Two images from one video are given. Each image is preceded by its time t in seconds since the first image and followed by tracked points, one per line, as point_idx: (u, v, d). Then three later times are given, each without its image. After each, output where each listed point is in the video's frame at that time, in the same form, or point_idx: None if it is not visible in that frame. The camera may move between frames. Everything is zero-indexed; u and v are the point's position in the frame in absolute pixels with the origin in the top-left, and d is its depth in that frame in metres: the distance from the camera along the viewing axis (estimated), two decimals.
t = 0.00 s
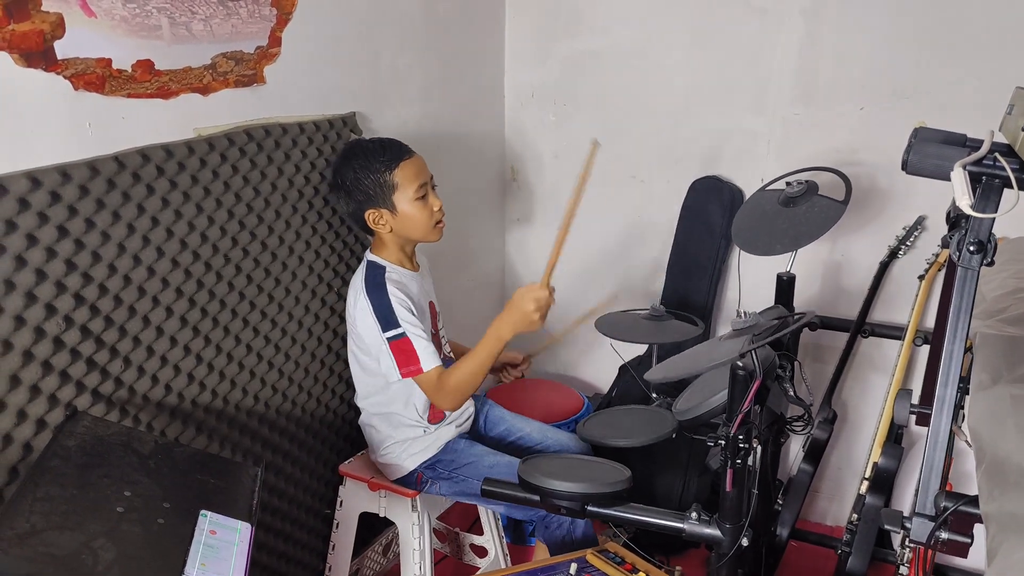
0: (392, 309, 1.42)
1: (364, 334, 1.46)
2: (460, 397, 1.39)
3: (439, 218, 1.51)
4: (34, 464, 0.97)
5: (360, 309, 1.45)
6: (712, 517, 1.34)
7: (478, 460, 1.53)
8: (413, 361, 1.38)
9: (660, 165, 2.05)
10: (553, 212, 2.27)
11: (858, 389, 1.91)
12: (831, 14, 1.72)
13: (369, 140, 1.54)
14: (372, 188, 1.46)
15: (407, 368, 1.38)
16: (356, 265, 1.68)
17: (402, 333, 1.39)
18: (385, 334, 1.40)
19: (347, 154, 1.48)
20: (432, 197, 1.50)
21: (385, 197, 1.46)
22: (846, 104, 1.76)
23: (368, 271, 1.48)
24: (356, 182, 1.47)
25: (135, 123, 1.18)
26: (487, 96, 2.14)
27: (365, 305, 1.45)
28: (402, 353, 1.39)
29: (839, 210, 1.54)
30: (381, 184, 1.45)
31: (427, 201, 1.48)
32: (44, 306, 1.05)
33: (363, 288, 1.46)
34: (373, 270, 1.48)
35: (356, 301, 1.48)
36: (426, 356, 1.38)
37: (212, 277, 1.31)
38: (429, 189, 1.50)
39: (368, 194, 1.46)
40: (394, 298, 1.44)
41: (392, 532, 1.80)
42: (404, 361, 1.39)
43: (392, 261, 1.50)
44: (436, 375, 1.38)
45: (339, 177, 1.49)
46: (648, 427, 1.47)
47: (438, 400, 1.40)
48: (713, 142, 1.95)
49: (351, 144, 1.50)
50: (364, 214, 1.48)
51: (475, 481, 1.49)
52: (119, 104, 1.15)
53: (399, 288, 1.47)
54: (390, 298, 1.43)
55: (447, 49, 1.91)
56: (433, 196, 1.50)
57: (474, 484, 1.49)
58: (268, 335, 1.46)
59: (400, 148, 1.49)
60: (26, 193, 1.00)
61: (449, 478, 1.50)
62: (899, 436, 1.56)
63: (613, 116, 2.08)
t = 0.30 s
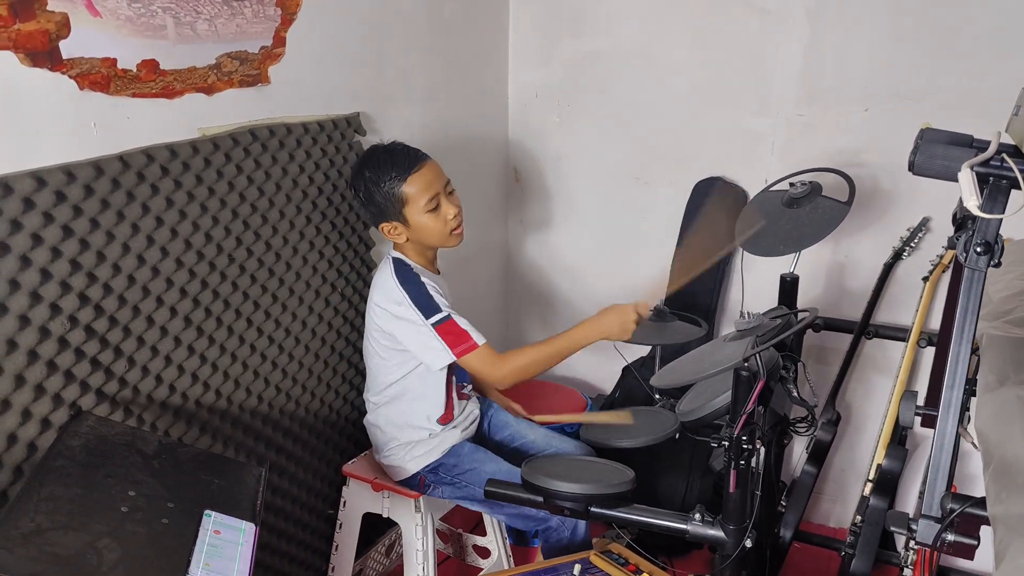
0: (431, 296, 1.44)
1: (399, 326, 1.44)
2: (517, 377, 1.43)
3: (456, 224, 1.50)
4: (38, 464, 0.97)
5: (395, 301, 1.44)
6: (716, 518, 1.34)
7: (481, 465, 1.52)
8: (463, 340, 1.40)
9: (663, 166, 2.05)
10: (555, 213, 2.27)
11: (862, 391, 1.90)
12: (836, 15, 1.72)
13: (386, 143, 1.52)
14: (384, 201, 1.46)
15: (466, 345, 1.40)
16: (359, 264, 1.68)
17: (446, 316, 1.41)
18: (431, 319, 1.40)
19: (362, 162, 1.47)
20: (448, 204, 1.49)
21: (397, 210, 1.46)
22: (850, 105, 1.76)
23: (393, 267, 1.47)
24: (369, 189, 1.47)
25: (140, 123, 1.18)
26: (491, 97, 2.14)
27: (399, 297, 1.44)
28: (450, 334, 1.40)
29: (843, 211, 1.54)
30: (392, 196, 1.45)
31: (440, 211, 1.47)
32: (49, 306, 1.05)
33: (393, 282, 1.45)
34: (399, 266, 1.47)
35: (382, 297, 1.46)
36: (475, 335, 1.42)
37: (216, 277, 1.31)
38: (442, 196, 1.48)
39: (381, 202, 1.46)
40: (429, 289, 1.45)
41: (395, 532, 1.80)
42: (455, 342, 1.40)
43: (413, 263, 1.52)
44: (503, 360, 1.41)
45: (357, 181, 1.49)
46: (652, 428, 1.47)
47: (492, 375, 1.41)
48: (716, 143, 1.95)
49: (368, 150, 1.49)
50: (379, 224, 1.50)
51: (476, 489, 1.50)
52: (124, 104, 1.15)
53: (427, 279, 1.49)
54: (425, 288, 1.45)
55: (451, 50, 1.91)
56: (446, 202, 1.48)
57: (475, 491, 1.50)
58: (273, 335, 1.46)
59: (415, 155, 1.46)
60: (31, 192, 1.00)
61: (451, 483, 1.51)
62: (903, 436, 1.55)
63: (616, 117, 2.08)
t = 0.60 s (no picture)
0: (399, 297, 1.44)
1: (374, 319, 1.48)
2: (422, 404, 1.41)
3: (462, 224, 1.49)
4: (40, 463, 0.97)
5: (372, 294, 1.48)
6: (718, 518, 1.34)
7: (481, 448, 1.52)
8: (400, 352, 1.40)
9: (666, 165, 2.05)
10: (558, 212, 2.27)
11: (864, 391, 1.90)
12: (839, 14, 1.72)
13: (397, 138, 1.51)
14: (391, 193, 1.46)
15: (391, 357, 1.40)
16: (362, 263, 1.68)
17: (398, 323, 1.41)
18: (384, 319, 1.42)
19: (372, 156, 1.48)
20: (454, 201, 1.48)
21: (404, 204, 1.46)
22: (854, 105, 1.76)
23: (388, 261, 1.50)
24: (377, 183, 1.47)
25: (143, 121, 1.18)
26: (494, 97, 2.14)
27: (377, 291, 1.47)
28: (392, 341, 1.40)
29: (846, 211, 1.54)
30: (399, 189, 1.45)
31: (447, 207, 1.46)
32: (51, 304, 1.05)
33: (379, 275, 1.48)
34: (395, 260, 1.49)
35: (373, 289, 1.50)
36: (414, 351, 1.40)
37: (218, 275, 1.31)
38: (450, 193, 1.48)
39: (388, 196, 1.46)
40: (405, 290, 1.45)
41: (397, 531, 1.80)
42: (393, 349, 1.40)
43: (415, 259, 1.51)
44: (402, 373, 1.40)
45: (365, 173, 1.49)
46: (653, 426, 1.46)
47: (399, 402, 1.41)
48: (719, 143, 1.95)
49: (378, 146, 1.49)
50: (385, 216, 1.50)
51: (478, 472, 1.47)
52: (126, 102, 1.15)
53: (413, 282, 1.48)
54: (400, 288, 1.44)
55: (454, 49, 1.91)
56: (454, 200, 1.48)
57: (478, 475, 1.47)
58: (274, 334, 1.46)
59: (425, 150, 1.46)
60: (34, 191, 1.00)
61: (452, 470, 1.49)
62: (905, 438, 1.57)
63: (619, 116, 2.07)
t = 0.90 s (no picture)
0: (400, 295, 1.44)
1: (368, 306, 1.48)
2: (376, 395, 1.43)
3: (467, 216, 1.49)
4: (43, 461, 0.97)
5: (377, 281, 1.48)
6: (719, 518, 1.34)
7: (487, 452, 1.51)
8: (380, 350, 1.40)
9: (667, 165, 2.05)
10: (559, 212, 2.27)
11: (865, 391, 1.90)
12: (840, 14, 1.72)
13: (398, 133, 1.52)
14: (393, 188, 1.46)
15: (368, 352, 1.40)
16: (364, 262, 1.68)
17: (388, 321, 1.41)
18: (376, 313, 1.42)
19: (373, 151, 1.48)
20: (456, 195, 1.47)
21: (405, 199, 1.46)
22: (856, 105, 1.75)
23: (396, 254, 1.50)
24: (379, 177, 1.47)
25: (145, 121, 1.18)
26: (495, 96, 2.14)
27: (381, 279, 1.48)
28: (377, 338, 1.40)
29: (848, 212, 1.54)
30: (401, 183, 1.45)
31: (448, 202, 1.46)
32: (53, 303, 1.05)
33: (385, 266, 1.49)
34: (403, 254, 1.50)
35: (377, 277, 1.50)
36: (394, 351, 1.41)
37: (220, 274, 1.31)
38: (452, 187, 1.47)
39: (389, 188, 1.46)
40: (406, 286, 1.45)
41: (398, 530, 1.80)
42: (375, 344, 1.40)
43: (423, 254, 1.51)
44: (370, 368, 1.41)
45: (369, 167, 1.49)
46: (657, 424, 1.46)
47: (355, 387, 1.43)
48: (721, 142, 1.95)
49: (380, 140, 1.49)
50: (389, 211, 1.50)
51: (483, 475, 1.48)
52: (129, 102, 1.15)
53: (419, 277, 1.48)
54: (401, 284, 1.45)
55: (455, 49, 1.91)
56: (456, 193, 1.47)
57: (481, 479, 1.48)
58: (276, 333, 1.46)
59: (425, 144, 1.46)
60: (36, 190, 1.00)
61: (457, 471, 1.49)
62: (906, 438, 1.57)
63: (621, 116, 2.07)
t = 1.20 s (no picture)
0: (401, 293, 1.43)
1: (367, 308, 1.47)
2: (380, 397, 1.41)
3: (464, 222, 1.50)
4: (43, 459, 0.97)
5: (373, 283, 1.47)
6: (720, 517, 1.34)
7: (485, 455, 1.52)
8: (385, 350, 1.38)
9: (668, 163, 2.04)
10: (560, 211, 2.27)
11: (866, 390, 1.90)
12: (842, 13, 1.71)
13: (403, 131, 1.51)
14: (395, 185, 1.45)
15: (372, 353, 1.38)
16: (364, 261, 1.68)
17: (392, 320, 1.40)
18: (376, 313, 1.41)
19: (381, 146, 1.48)
20: (457, 201, 1.49)
21: (406, 197, 1.45)
22: (858, 103, 1.75)
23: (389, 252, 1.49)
24: (383, 174, 1.46)
25: (146, 119, 1.18)
26: (496, 95, 2.14)
27: (378, 281, 1.47)
28: (380, 337, 1.39)
29: (849, 211, 1.53)
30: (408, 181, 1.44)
31: (450, 206, 1.47)
32: (54, 301, 1.05)
33: (380, 267, 1.48)
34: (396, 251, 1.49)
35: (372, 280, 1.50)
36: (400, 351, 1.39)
37: (221, 273, 1.31)
38: (454, 192, 1.48)
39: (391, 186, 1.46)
40: (406, 282, 1.45)
41: (398, 529, 1.80)
42: (381, 345, 1.39)
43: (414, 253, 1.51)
44: (372, 368, 1.39)
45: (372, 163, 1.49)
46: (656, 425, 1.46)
47: (357, 391, 1.41)
48: (722, 142, 1.95)
49: (386, 137, 1.49)
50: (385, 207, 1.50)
51: (481, 479, 1.48)
52: (129, 101, 1.15)
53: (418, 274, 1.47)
54: (401, 281, 1.44)
55: (456, 47, 1.91)
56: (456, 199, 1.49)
57: (480, 481, 1.49)
58: (276, 331, 1.46)
59: (432, 147, 1.47)
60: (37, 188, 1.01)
61: (455, 474, 1.50)
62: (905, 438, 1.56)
63: (622, 115, 2.07)
